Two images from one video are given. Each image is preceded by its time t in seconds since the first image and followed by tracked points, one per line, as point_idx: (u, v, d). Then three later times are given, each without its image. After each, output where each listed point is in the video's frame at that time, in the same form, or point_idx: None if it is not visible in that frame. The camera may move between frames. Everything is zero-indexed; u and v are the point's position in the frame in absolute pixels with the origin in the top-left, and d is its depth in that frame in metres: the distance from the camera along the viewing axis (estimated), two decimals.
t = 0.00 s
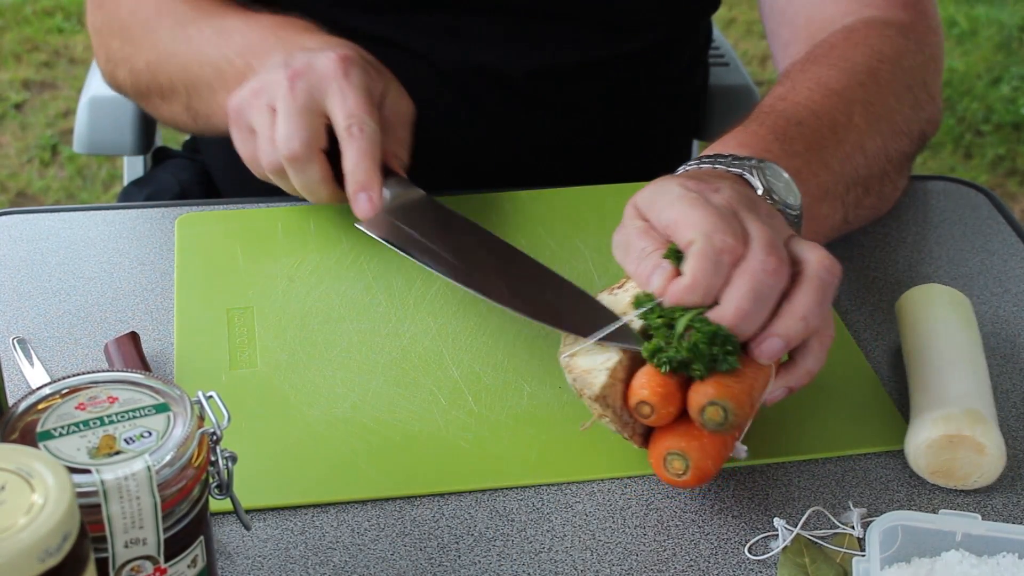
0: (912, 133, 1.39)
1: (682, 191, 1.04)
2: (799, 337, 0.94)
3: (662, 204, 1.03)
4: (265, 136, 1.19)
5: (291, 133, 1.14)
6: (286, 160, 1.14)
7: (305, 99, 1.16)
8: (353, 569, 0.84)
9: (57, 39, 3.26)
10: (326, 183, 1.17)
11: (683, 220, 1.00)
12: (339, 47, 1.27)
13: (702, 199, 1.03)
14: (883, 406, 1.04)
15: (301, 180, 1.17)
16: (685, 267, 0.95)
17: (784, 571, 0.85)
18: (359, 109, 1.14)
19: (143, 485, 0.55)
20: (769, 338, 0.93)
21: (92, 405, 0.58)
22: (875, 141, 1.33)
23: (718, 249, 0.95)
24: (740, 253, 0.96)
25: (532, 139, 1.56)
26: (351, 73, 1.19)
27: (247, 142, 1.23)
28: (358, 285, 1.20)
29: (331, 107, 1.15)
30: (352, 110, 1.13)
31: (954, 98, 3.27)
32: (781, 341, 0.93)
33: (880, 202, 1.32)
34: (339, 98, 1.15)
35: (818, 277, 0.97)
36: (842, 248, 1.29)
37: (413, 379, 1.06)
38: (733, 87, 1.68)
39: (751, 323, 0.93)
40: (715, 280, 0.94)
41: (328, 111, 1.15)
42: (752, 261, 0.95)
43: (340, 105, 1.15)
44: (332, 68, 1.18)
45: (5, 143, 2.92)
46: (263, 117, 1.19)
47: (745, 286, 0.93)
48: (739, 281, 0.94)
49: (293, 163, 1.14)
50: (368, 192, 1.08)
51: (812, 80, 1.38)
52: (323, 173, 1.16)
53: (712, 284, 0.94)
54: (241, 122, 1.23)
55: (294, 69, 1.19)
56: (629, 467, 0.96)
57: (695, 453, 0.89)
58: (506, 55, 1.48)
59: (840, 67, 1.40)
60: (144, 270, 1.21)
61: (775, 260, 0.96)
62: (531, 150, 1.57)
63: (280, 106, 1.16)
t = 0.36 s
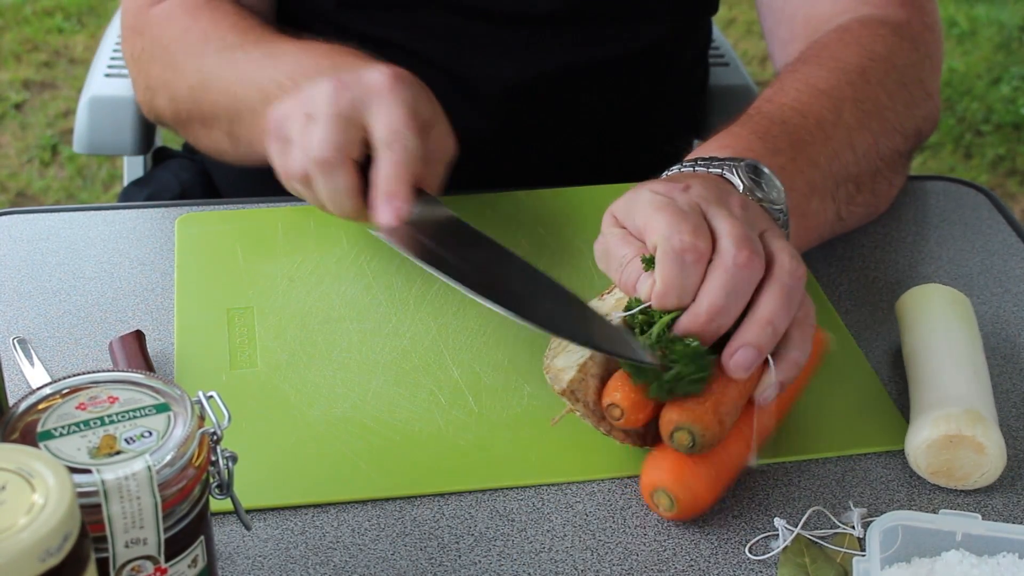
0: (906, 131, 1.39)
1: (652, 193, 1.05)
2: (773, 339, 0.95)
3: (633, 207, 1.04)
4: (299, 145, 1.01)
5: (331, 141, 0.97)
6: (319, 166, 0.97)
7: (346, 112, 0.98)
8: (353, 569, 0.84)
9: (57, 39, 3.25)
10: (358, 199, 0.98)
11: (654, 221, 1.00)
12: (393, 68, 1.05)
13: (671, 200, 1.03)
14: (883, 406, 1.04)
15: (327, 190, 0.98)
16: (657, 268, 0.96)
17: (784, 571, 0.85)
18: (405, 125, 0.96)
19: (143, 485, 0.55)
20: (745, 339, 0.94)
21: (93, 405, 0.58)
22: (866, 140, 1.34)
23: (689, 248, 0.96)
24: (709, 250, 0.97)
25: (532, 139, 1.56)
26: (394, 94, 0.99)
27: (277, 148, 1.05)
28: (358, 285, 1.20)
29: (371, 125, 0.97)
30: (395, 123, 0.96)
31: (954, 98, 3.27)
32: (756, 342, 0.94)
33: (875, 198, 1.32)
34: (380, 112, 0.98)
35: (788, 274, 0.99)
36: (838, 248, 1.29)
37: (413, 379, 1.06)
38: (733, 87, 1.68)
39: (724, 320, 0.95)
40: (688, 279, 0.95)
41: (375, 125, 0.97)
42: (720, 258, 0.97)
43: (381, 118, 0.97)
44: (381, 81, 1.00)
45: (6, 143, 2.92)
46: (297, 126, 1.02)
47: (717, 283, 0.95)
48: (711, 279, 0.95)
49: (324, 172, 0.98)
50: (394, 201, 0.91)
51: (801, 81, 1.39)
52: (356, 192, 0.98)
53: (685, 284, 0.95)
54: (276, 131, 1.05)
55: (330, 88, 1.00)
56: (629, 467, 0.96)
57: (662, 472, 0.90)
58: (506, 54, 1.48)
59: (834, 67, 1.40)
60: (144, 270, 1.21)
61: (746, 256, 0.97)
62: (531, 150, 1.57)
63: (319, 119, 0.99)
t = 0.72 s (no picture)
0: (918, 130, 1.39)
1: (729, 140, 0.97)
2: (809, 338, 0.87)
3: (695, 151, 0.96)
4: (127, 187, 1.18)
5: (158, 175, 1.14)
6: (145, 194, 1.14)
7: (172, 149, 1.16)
8: (353, 569, 0.84)
9: (58, 39, 3.26)
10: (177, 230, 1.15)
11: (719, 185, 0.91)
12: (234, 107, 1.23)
13: (752, 156, 0.94)
14: (883, 406, 1.04)
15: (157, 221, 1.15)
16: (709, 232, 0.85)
17: (784, 571, 0.85)
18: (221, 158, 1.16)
19: (142, 485, 0.55)
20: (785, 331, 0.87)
21: (92, 405, 0.58)
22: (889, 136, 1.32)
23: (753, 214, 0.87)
24: (775, 228, 0.88)
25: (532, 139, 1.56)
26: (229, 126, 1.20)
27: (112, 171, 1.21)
28: (358, 285, 1.20)
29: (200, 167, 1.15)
30: (224, 141, 1.18)
31: (955, 98, 3.27)
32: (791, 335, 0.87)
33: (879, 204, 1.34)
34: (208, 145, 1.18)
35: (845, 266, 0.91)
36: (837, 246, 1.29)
37: (413, 379, 1.06)
38: (735, 88, 1.66)
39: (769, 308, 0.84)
40: (740, 255, 0.84)
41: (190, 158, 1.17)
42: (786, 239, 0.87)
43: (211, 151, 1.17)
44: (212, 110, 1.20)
45: (6, 143, 2.92)
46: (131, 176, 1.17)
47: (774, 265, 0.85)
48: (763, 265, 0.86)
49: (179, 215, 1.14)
50: (211, 238, 1.10)
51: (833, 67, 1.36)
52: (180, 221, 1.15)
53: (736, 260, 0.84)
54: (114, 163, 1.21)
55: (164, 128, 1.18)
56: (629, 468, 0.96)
57: (679, 482, 0.88)
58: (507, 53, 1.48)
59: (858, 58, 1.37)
60: (144, 270, 1.21)
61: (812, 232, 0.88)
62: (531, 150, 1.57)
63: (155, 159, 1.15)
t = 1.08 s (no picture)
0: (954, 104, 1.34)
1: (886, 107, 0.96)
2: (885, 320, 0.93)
3: (839, 111, 0.97)
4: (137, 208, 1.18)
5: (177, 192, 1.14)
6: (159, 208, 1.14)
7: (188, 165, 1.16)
8: (353, 569, 0.84)
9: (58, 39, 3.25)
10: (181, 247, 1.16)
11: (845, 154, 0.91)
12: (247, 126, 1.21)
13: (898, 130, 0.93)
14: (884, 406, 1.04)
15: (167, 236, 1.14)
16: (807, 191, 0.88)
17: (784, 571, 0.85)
18: (238, 179, 1.16)
19: (142, 485, 0.55)
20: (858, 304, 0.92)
21: (92, 405, 0.58)
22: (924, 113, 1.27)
23: (870, 194, 0.90)
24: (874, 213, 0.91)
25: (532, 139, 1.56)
26: (244, 145, 1.19)
27: (120, 181, 1.20)
28: (358, 286, 1.20)
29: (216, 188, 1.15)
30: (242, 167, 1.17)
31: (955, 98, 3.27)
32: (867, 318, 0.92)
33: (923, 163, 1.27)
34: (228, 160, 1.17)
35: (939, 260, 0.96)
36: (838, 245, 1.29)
37: (413, 379, 1.06)
38: (735, 86, 1.66)
39: (853, 287, 0.88)
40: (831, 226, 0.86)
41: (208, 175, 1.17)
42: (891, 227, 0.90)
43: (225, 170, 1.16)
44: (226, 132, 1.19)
45: (6, 143, 2.92)
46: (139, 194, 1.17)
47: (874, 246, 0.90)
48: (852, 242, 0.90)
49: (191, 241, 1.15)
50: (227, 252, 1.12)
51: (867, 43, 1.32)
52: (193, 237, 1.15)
53: (832, 226, 0.87)
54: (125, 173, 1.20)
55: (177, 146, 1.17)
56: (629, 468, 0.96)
57: (749, 514, 0.87)
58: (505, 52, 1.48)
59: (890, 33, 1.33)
60: (144, 270, 1.21)
61: (921, 224, 0.92)
62: (531, 149, 1.57)
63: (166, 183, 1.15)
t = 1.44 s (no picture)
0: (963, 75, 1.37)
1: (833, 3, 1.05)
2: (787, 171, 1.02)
3: None
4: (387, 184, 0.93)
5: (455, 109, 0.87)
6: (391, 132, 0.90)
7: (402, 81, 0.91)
8: (354, 569, 0.84)
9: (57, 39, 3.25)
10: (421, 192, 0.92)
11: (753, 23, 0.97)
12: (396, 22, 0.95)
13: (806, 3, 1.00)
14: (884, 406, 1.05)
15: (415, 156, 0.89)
16: (726, 60, 0.96)
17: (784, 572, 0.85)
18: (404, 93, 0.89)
19: (142, 485, 0.55)
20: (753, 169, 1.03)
21: (92, 405, 0.58)
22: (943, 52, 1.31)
23: (784, 52, 0.97)
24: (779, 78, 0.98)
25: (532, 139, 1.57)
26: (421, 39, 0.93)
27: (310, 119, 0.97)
28: (358, 286, 1.20)
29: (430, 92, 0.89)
30: (432, 65, 0.90)
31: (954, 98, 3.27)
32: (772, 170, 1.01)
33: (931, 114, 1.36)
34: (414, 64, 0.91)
35: (868, 125, 1.02)
36: (839, 245, 1.29)
37: (414, 379, 1.06)
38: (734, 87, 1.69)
39: (748, 144, 0.97)
40: (741, 82, 0.95)
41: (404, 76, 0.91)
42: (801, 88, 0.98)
43: (415, 61, 0.91)
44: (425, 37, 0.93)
45: (6, 143, 2.92)
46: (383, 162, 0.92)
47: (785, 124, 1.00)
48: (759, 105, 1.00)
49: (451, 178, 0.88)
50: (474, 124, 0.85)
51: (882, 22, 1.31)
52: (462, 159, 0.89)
53: (742, 88, 0.95)
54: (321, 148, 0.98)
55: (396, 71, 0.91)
56: (629, 468, 0.96)
57: (774, 525, 0.85)
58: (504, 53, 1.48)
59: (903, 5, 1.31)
60: (144, 270, 1.21)
61: (818, 87, 0.98)
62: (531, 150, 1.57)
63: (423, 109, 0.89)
